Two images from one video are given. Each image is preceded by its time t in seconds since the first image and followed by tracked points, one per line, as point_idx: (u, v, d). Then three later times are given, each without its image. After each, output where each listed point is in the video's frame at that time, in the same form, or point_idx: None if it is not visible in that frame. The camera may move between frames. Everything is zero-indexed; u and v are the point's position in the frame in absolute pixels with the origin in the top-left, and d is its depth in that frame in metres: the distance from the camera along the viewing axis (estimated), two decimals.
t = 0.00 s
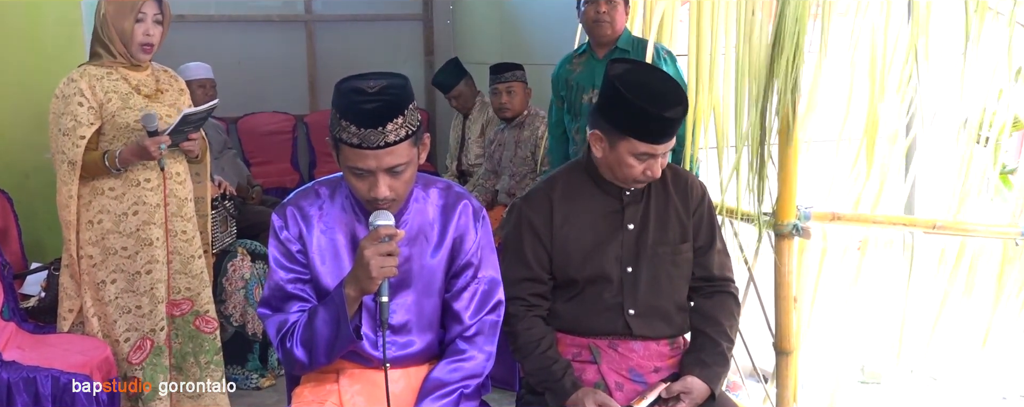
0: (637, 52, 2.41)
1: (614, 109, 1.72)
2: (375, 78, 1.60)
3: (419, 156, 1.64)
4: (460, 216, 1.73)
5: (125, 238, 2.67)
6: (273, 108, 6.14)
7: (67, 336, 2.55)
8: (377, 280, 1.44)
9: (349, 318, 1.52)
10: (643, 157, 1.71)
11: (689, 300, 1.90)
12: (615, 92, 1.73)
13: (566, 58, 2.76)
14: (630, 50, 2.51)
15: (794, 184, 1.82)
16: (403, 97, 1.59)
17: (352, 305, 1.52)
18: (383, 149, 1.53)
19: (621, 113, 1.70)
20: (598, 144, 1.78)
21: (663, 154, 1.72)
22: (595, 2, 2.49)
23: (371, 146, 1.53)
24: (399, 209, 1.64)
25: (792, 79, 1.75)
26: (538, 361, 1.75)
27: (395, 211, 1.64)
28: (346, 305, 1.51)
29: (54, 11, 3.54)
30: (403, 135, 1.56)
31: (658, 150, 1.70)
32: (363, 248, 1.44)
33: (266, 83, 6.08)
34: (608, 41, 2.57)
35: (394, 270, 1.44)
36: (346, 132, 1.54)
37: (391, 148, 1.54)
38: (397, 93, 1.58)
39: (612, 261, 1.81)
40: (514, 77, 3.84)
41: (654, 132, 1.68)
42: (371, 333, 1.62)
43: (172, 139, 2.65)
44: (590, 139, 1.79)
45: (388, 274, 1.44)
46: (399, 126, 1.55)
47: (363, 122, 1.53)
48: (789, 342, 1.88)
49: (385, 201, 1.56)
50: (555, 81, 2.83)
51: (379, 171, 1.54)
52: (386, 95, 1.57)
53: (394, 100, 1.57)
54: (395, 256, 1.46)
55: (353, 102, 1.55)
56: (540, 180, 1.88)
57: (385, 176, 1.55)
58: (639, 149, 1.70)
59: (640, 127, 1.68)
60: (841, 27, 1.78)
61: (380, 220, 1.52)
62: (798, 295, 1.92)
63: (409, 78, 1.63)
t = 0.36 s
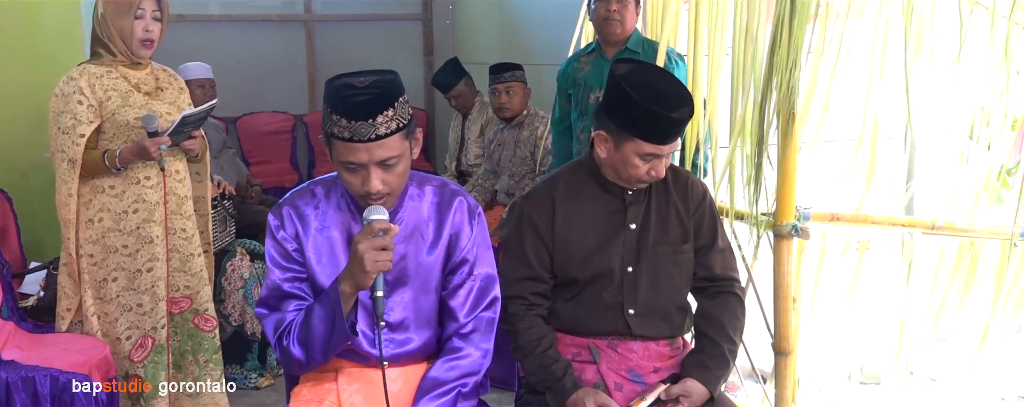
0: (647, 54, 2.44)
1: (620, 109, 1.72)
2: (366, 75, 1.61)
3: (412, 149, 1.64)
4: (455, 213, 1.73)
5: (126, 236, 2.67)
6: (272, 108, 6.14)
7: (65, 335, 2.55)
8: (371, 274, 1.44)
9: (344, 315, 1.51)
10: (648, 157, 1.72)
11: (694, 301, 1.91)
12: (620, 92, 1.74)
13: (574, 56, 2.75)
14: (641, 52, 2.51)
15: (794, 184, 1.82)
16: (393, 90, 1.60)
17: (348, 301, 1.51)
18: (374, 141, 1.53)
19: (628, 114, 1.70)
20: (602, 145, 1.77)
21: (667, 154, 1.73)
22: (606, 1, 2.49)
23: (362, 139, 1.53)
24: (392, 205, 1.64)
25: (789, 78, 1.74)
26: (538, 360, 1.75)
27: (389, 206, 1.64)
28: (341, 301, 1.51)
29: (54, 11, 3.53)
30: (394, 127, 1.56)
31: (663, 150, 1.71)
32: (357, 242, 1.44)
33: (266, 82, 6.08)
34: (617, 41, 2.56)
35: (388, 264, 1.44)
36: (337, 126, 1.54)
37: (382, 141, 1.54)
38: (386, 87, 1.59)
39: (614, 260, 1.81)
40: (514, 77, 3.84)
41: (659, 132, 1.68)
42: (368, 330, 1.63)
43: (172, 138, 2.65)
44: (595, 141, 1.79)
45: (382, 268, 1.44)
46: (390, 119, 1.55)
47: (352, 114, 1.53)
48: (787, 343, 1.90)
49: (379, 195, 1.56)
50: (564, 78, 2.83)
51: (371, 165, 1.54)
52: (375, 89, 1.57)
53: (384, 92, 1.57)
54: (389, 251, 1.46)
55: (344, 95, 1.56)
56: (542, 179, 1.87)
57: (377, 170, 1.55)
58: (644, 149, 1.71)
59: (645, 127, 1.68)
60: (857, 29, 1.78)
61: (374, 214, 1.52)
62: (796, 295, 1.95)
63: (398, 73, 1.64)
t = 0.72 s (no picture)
0: (655, 55, 2.44)
1: (617, 104, 1.72)
2: (364, 73, 1.61)
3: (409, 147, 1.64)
4: (454, 212, 1.73)
5: (127, 235, 2.67)
6: (273, 107, 6.14)
7: (66, 334, 2.55)
8: (371, 270, 1.44)
9: (344, 313, 1.51)
10: (639, 152, 1.71)
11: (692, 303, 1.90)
12: (617, 88, 1.74)
13: (580, 55, 2.75)
14: (648, 52, 2.50)
15: (796, 184, 1.83)
16: (391, 88, 1.60)
17: (348, 298, 1.51)
18: (372, 138, 1.53)
19: (625, 109, 1.70)
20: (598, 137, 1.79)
21: (661, 149, 1.72)
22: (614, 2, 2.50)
23: (360, 136, 1.53)
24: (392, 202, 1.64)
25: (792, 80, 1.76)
26: (540, 359, 1.75)
27: (389, 203, 1.64)
28: (341, 298, 1.51)
29: (54, 10, 3.53)
30: (392, 124, 1.56)
31: (655, 144, 1.70)
32: (358, 238, 1.44)
33: (267, 82, 6.08)
34: (624, 41, 2.57)
35: (388, 260, 1.44)
36: (336, 123, 1.54)
37: (380, 137, 1.54)
38: (384, 84, 1.59)
39: (616, 260, 1.81)
40: (515, 77, 3.84)
41: (653, 127, 1.68)
42: (368, 328, 1.62)
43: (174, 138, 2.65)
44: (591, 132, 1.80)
45: (382, 264, 1.44)
46: (388, 116, 1.56)
47: (351, 111, 1.53)
48: (789, 345, 1.90)
49: (378, 192, 1.56)
50: (569, 77, 2.82)
51: (370, 162, 1.54)
52: (373, 86, 1.57)
53: (382, 90, 1.58)
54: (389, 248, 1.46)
55: (341, 93, 1.56)
56: (543, 180, 1.88)
57: (376, 167, 1.55)
58: (636, 141, 1.70)
59: (639, 120, 1.68)
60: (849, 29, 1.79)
61: (374, 211, 1.52)
62: (799, 296, 1.96)
63: (395, 71, 1.64)
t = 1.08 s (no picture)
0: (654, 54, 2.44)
1: (605, 95, 1.75)
2: (366, 71, 1.61)
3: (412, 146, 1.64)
4: (453, 211, 1.73)
5: (124, 234, 2.67)
6: (271, 106, 6.13)
7: (63, 333, 2.55)
8: (371, 270, 1.44)
9: (343, 312, 1.52)
10: (625, 142, 1.73)
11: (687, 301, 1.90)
12: (607, 79, 1.76)
13: (579, 54, 2.75)
14: (647, 52, 2.49)
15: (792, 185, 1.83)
16: (393, 87, 1.60)
17: (347, 298, 1.51)
18: (374, 137, 1.54)
19: (612, 99, 1.73)
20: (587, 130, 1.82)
21: (647, 141, 1.73)
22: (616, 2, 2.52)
23: (363, 135, 1.53)
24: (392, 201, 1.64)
25: (790, 80, 1.76)
26: (537, 357, 1.76)
27: (388, 202, 1.64)
28: (341, 297, 1.51)
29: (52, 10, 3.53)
30: (394, 123, 1.56)
31: (641, 137, 1.72)
32: (358, 237, 1.44)
33: (265, 80, 6.07)
34: (624, 40, 2.57)
35: (388, 260, 1.44)
36: (338, 122, 1.54)
37: (383, 136, 1.54)
38: (386, 83, 1.59)
39: (610, 260, 1.82)
40: (512, 76, 3.84)
41: (642, 117, 1.70)
42: (367, 328, 1.63)
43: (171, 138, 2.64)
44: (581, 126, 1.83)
45: (382, 264, 1.44)
46: (390, 115, 1.56)
47: (354, 111, 1.53)
48: (785, 344, 1.91)
49: (378, 192, 1.56)
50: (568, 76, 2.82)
51: (371, 161, 1.54)
52: (376, 85, 1.57)
53: (384, 89, 1.57)
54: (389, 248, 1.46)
55: (342, 91, 1.56)
56: (538, 180, 1.88)
57: (378, 166, 1.55)
58: (621, 131, 1.72)
59: (625, 109, 1.70)
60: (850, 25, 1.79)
61: (374, 211, 1.52)
62: (795, 295, 1.93)
63: (396, 70, 1.64)
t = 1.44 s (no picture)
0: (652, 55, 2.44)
1: (595, 90, 1.78)
2: (369, 71, 1.62)
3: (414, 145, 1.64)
4: (452, 212, 1.72)
5: (120, 234, 2.67)
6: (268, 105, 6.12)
7: (59, 332, 2.54)
8: (372, 269, 1.44)
9: (343, 311, 1.52)
10: (624, 131, 1.75)
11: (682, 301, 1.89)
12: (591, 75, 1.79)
13: (577, 55, 2.74)
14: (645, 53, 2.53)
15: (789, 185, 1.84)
16: (397, 85, 1.60)
17: (348, 297, 1.51)
18: (377, 134, 1.53)
19: (604, 93, 1.76)
20: (581, 133, 1.82)
21: (645, 125, 1.75)
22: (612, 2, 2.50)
23: (366, 132, 1.53)
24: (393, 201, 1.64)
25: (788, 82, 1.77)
26: (538, 356, 1.76)
27: (389, 201, 1.64)
28: (342, 297, 1.51)
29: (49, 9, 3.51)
30: (397, 121, 1.56)
31: (639, 121, 1.74)
32: (358, 237, 1.44)
33: (262, 79, 6.06)
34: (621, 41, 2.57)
35: (389, 260, 1.44)
36: (341, 119, 1.54)
37: (385, 134, 1.54)
38: (390, 81, 1.59)
39: (607, 261, 1.82)
40: (510, 76, 3.84)
41: (635, 102, 1.73)
42: (365, 327, 1.62)
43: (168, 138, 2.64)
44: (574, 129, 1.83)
45: (383, 264, 1.44)
46: (393, 113, 1.56)
47: (358, 108, 1.54)
48: (782, 344, 1.91)
49: (381, 190, 1.56)
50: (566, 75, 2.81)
51: (374, 158, 1.54)
52: (380, 83, 1.58)
53: (388, 87, 1.58)
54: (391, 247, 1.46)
55: (346, 88, 1.57)
56: (534, 181, 1.88)
57: (380, 164, 1.55)
58: (619, 121, 1.74)
59: (621, 99, 1.74)
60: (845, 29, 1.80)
61: (376, 210, 1.53)
62: (791, 295, 1.94)
63: (401, 70, 1.64)
